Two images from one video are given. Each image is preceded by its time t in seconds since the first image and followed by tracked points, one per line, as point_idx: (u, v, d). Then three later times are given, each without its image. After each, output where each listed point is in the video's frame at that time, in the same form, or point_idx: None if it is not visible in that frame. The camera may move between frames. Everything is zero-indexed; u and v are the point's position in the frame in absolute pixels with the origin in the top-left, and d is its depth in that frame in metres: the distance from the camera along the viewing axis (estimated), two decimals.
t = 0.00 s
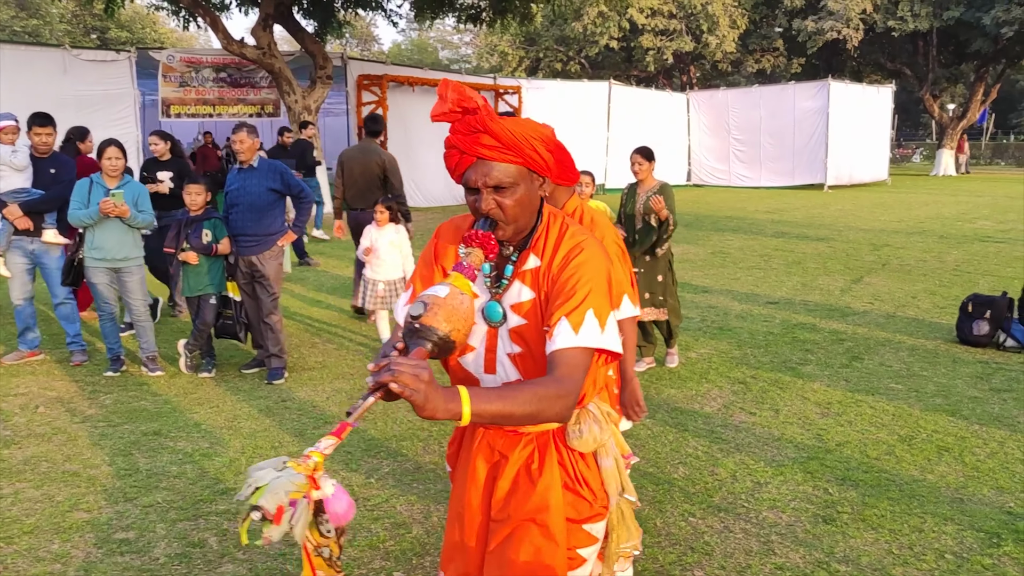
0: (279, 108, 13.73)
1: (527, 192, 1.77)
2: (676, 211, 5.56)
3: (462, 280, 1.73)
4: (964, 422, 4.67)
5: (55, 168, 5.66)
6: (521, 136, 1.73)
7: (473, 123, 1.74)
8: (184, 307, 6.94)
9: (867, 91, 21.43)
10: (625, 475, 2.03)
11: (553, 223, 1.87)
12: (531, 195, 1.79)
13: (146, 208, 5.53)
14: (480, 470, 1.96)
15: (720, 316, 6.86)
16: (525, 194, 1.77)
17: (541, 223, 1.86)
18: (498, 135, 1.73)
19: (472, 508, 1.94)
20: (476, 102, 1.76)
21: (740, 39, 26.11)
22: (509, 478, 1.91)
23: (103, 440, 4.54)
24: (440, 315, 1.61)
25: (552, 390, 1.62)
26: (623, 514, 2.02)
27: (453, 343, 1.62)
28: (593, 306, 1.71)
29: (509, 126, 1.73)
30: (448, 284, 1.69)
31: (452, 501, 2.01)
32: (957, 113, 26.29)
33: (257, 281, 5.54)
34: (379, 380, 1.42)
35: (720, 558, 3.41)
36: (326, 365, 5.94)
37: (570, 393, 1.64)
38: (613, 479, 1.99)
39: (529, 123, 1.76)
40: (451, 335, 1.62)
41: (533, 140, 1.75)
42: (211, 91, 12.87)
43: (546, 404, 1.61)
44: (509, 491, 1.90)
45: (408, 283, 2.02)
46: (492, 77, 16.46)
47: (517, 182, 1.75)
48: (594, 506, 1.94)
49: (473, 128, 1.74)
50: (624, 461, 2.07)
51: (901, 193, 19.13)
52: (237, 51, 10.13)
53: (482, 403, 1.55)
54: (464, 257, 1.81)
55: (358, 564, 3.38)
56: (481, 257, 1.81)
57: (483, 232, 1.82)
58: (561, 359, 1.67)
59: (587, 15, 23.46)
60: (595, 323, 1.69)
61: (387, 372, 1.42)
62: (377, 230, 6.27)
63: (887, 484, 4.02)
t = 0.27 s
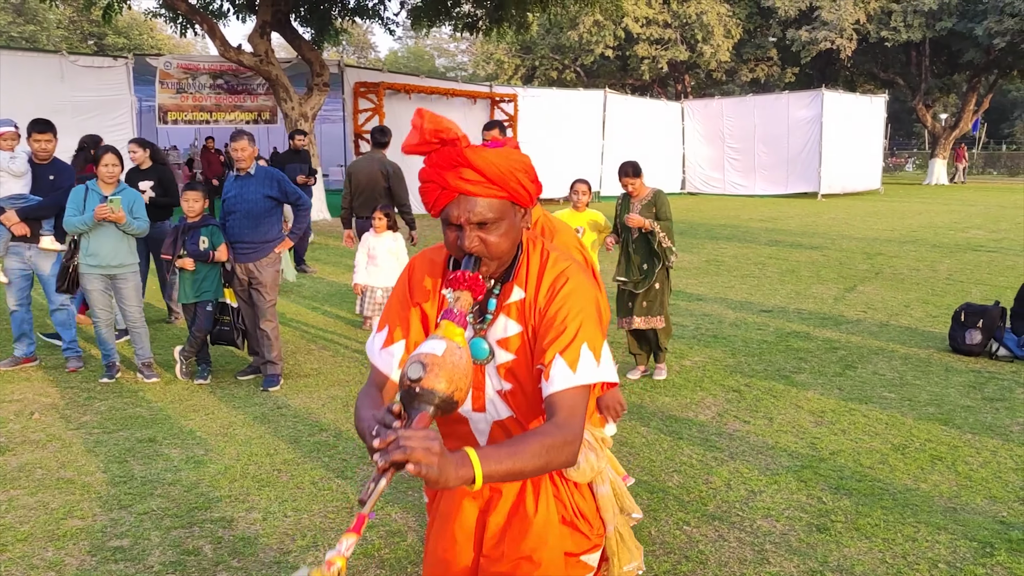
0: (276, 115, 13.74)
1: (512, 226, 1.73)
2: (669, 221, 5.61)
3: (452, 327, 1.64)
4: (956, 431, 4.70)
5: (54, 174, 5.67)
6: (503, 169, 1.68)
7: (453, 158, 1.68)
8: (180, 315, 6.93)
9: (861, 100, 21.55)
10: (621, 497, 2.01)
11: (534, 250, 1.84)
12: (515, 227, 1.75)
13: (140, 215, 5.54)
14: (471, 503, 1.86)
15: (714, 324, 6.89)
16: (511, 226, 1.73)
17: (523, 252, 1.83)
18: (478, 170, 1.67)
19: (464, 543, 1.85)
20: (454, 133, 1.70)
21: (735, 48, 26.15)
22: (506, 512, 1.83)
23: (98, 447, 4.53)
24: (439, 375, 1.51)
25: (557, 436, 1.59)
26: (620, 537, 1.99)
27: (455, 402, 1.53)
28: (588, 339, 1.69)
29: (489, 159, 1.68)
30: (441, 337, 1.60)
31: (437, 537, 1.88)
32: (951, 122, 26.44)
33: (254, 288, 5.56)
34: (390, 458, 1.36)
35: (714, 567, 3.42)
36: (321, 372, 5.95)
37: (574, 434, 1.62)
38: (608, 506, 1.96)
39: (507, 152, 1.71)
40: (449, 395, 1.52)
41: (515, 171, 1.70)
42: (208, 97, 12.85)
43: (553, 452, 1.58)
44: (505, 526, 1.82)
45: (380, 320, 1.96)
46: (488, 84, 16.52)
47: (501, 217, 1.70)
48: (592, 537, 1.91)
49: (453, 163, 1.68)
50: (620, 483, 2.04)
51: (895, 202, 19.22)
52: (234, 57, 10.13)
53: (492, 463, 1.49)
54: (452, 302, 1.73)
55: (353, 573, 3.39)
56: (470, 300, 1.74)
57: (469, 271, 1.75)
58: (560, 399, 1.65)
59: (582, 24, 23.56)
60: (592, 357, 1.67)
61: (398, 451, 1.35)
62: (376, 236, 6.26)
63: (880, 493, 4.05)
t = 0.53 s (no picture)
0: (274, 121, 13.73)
1: (511, 266, 1.75)
2: (666, 227, 5.62)
3: (435, 370, 1.65)
4: (955, 439, 4.70)
5: (54, 180, 5.63)
6: (510, 212, 1.68)
7: (459, 193, 1.68)
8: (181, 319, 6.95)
9: (859, 108, 21.63)
10: (607, 536, 1.94)
11: (532, 287, 1.85)
12: (514, 268, 1.76)
13: (138, 220, 5.51)
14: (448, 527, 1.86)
15: (713, 331, 6.89)
16: (509, 267, 1.74)
17: (519, 289, 1.84)
18: (484, 208, 1.67)
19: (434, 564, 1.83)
20: (460, 169, 1.69)
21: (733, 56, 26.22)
22: (481, 538, 1.83)
23: (95, 453, 4.51)
24: (415, 423, 1.50)
25: (526, 493, 1.58)
26: None
27: (428, 450, 1.53)
28: (573, 391, 1.69)
29: (496, 200, 1.67)
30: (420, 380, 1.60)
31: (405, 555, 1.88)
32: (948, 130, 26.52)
33: (252, 294, 5.55)
34: (352, 513, 1.36)
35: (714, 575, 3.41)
36: (319, 379, 5.93)
37: (541, 493, 1.62)
38: (593, 543, 1.89)
39: (517, 193, 1.71)
40: (423, 444, 1.51)
41: (522, 214, 1.70)
42: (207, 102, 12.85)
43: (522, 506, 1.57)
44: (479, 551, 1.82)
45: (368, 334, 1.98)
46: (487, 91, 16.55)
47: (503, 259, 1.72)
48: None
49: (459, 199, 1.68)
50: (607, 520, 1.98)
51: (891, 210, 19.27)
52: (233, 63, 10.12)
53: (456, 519, 1.47)
54: (440, 341, 1.72)
55: None
56: (459, 341, 1.72)
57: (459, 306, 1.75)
58: (539, 447, 1.64)
59: (580, 31, 23.59)
60: (577, 410, 1.68)
61: (361, 510, 1.36)
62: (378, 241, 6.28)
63: (879, 501, 4.04)
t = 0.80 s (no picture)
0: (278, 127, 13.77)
1: (503, 243, 1.66)
2: (676, 234, 5.62)
3: (413, 332, 1.53)
4: (960, 446, 4.69)
5: (62, 186, 5.62)
6: (508, 183, 1.62)
7: (463, 155, 1.62)
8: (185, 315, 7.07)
9: (862, 113, 21.62)
10: (589, 543, 1.87)
11: (516, 271, 1.79)
12: (505, 248, 1.68)
13: (141, 225, 5.50)
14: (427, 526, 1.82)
15: (716, 337, 6.90)
16: (501, 243, 1.66)
17: (503, 273, 1.78)
18: (487, 176, 1.61)
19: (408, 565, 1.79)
20: (477, 131, 1.65)
21: (736, 61, 26.27)
22: (460, 538, 1.79)
23: (100, 459, 4.51)
24: (385, 378, 1.42)
25: (497, 467, 1.48)
26: None
27: (397, 407, 1.44)
28: (554, 372, 1.62)
29: (496, 171, 1.62)
30: (397, 338, 1.51)
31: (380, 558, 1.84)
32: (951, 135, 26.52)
33: (256, 300, 5.55)
34: (310, 454, 1.26)
35: None
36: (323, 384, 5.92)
37: (521, 469, 1.52)
38: (573, 549, 1.85)
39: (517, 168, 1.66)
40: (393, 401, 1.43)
41: (519, 190, 1.64)
42: (211, 108, 12.85)
43: (494, 483, 1.47)
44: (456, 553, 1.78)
45: (345, 311, 1.91)
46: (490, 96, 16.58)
47: (496, 233, 1.64)
48: None
49: (462, 160, 1.61)
50: (591, 526, 1.91)
51: (894, 215, 19.25)
52: (238, 69, 10.15)
53: (420, 485, 1.39)
54: (419, 304, 1.60)
55: None
56: (439, 308, 1.60)
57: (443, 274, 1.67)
58: (514, 425, 1.57)
59: (583, 37, 23.63)
60: (551, 389, 1.60)
61: (320, 448, 1.26)
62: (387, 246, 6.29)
63: (884, 508, 4.04)
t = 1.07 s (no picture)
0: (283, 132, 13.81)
1: (451, 263, 1.65)
2: (685, 239, 5.62)
3: (377, 378, 1.53)
4: (967, 450, 4.69)
5: (73, 192, 5.68)
6: (439, 198, 1.58)
7: (379, 190, 1.56)
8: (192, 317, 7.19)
9: (867, 117, 21.62)
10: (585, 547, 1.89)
11: (474, 286, 1.77)
12: (454, 266, 1.66)
13: (149, 230, 5.54)
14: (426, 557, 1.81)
15: (722, 341, 6.89)
16: (448, 264, 1.64)
17: (460, 291, 1.77)
18: (416, 202, 1.56)
19: None
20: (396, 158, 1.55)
21: (741, 65, 26.29)
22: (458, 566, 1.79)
23: (108, 464, 4.53)
24: (360, 434, 1.42)
25: (497, 499, 1.49)
26: None
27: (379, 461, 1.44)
28: (528, 386, 1.61)
29: (421, 187, 1.57)
30: (364, 389, 1.50)
31: None
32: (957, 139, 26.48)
33: (263, 305, 5.55)
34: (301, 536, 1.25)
35: None
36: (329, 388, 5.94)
37: (511, 494, 1.52)
38: (568, 554, 1.85)
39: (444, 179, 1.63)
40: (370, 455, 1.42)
41: (454, 203, 1.62)
42: (217, 113, 12.92)
43: (491, 515, 1.48)
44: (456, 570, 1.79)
45: (308, 360, 1.87)
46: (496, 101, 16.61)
47: (437, 255, 1.60)
48: None
49: (380, 196, 1.56)
50: (584, 529, 1.91)
51: (899, 219, 19.22)
52: (244, 74, 10.18)
53: (419, 535, 1.37)
54: (378, 349, 1.59)
55: None
56: (398, 347, 1.60)
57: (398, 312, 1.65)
58: (499, 449, 1.57)
59: (588, 42, 23.65)
60: (531, 404, 1.60)
61: (312, 528, 1.25)
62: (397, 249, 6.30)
63: (892, 513, 4.03)
